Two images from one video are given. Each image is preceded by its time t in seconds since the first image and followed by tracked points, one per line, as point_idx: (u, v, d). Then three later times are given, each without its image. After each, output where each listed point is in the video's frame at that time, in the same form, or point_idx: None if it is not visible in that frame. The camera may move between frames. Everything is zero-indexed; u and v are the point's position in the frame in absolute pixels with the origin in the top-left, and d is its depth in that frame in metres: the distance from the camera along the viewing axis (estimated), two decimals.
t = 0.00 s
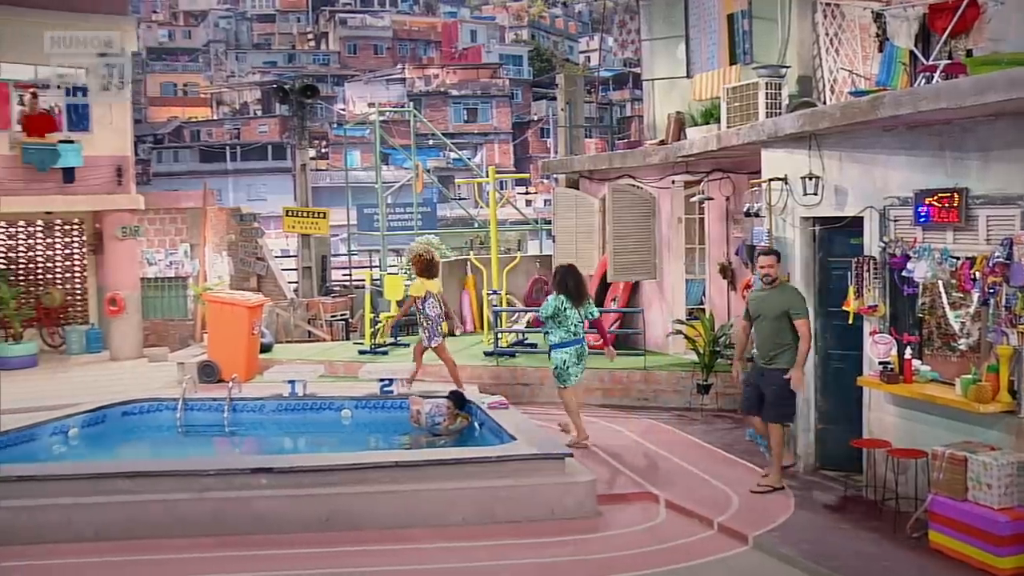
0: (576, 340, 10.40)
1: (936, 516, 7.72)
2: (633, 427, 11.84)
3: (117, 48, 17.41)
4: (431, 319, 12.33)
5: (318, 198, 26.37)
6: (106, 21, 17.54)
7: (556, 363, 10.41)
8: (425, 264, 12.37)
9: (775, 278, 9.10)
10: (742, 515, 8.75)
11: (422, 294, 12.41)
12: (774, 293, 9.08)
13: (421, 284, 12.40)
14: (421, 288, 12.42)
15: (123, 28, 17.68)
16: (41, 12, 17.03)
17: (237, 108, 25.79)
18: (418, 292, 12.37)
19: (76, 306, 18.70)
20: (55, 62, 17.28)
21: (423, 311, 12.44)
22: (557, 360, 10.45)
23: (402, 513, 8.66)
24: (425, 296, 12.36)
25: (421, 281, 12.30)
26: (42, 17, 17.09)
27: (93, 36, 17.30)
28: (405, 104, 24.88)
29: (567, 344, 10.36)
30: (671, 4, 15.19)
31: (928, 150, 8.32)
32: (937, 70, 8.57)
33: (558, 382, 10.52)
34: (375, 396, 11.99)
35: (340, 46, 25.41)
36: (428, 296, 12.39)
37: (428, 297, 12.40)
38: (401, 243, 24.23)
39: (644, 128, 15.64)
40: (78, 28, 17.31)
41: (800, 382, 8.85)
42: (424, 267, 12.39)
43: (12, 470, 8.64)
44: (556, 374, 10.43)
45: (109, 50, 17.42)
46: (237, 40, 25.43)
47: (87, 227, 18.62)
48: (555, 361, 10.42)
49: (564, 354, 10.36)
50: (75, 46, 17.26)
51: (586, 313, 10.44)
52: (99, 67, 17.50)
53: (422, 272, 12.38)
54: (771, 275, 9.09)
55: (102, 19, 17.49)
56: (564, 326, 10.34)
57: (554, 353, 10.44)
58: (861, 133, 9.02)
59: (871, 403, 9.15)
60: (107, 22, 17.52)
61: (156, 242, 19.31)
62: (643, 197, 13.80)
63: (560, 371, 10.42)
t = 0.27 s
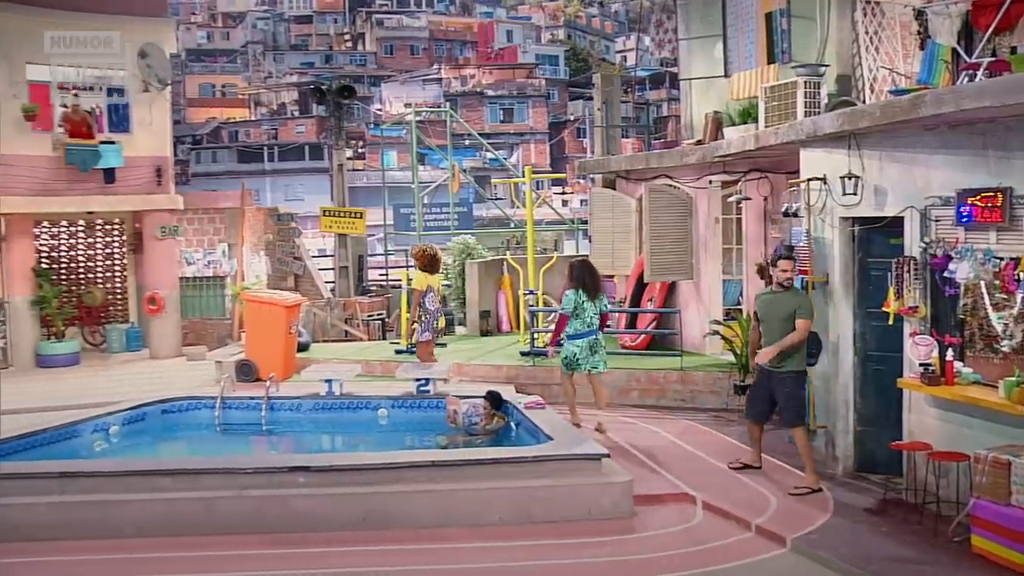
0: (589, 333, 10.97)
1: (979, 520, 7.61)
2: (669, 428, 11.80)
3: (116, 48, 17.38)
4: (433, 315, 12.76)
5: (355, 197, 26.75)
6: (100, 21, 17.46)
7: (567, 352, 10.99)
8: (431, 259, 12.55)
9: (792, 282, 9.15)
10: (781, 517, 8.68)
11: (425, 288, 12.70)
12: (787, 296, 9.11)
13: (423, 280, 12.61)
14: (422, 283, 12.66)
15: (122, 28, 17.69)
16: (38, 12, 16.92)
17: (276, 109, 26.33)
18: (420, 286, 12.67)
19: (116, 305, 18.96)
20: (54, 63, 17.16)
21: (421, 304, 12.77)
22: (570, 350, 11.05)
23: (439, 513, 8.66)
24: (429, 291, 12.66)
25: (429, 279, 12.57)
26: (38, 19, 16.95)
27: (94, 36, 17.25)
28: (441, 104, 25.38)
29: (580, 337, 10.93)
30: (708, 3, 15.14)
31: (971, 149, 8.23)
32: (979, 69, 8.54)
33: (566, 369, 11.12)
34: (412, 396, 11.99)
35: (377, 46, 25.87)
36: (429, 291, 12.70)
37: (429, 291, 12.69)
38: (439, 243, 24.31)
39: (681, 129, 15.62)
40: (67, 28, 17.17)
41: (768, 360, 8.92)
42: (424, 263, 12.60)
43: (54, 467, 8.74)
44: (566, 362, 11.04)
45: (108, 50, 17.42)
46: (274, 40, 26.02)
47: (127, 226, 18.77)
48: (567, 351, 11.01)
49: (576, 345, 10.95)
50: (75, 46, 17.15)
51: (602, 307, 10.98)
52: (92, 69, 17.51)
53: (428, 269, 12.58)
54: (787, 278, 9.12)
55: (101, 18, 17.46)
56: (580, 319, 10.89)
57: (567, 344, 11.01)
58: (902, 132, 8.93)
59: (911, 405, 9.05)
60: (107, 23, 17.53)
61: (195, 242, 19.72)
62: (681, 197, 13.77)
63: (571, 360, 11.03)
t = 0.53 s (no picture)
0: (601, 332, 11.44)
1: None
2: (707, 429, 11.73)
3: (115, 48, 16.90)
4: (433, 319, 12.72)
5: (395, 198, 29.12)
6: (98, 23, 17.31)
7: (580, 352, 11.46)
8: (435, 264, 12.73)
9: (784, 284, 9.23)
10: (822, 519, 8.60)
11: (429, 291, 12.72)
12: (784, 299, 9.18)
13: (428, 284, 12.64)
14: (426, 288, 12.68)
15: (129, 29, 17.61)
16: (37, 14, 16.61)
17: (315, 109, 28.36)
18: (425, 289, 12.66)
19: (157, 304, 19.16)
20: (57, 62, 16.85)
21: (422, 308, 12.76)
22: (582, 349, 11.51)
23: (478, 512, 8.66)
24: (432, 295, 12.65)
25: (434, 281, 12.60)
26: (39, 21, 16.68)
27: (92, 36, 16.84)
28: (480, 104, 26.85)
29: (592, 337, 11.39)
30: (748, 2, 14.95)
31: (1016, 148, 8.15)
32: None
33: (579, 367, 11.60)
34: (451, 395, 11.99)
35: (415, 47, 27.21)
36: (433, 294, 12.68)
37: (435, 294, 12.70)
38: (477, 243, 24.29)
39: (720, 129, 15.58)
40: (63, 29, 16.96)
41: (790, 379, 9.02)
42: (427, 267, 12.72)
43: (97, 463, 8.84)
44: (578, 360, 11.51)
45: (107, 51, 16.93)
46: (314, 41, 27.70)
47: (169, 226, 19.10)
48: (579, 350, 11.48)
49: (588, 345, 11.43)
50: (75, 46, 16.80)
51: (612, 307, 11.38)
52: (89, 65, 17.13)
53: (431, 272, 12.65)
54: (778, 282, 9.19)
55: (102, 20, 17.33)
56: (592, 320, 11.32)
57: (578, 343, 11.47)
58: (946, 131, 8.82)
59: (954, 408, 8.93)
60: (107, 24, 17.39)
61: (235, 242, 19.73)
62: (720, 197, 13.75)
63: (584, 359, 11.52)
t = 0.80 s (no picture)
0: (620, 324, 12.28)
1: None
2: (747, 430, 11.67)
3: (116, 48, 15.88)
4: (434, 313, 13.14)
5: (433, 197, 29.84)
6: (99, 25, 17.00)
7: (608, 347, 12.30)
8: (435, 259, 12.98)
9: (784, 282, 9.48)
10: (865, 522, 8.51)
11: (431, 287, 13.05)
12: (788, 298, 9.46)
13: (430, 280, 13.00)
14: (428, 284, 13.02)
15: (144, 29, 17.62)
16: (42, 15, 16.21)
17: (354, 109, 29.04)
18: (426, 286, 13.01)
19: (198, 304, 19.34)
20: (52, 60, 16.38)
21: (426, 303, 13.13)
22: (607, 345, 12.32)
23: (517, 513, 8.65)
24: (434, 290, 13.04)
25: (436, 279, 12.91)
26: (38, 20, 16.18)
27: (93, 36, 15.88)
28: (519, 103, 28.03)
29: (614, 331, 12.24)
30: (791, 1, 14.73)
31: None
32: None
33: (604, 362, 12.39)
34: (490, 395, 12.00)
35: (455, 47, 28.50)
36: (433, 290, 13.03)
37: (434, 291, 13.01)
38: (515, 243, 24.27)
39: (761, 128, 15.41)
40: (65, 28, 16.54)
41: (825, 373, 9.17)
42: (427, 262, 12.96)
43: (141, 460, 8.93)
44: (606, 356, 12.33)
45: (107, 51, 15.92)
46: (354, 41, 29.12)
47: (210, 226, 19.22)
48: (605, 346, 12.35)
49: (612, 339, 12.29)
50: (76, 46, 15.94)
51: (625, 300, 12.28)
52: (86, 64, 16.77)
53: (432, 269, 12.94)
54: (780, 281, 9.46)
55: (103, 19, 17.02)
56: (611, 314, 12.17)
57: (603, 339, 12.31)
58: (992, 129, 8.69)
59: (1001, 410, 8.79)
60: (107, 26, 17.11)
61: (275, 241, 19.91)
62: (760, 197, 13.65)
63: (612, 354, 12.35)
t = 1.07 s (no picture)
0: (630, 310, 11.97)
1: None
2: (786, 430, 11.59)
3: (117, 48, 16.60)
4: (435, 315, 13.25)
5: (471, 197, 29.97)
6: (100, 23, 16.58)
7: (615, 331, 11.99)
8: (434, 262, 13.15)
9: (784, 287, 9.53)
10: (906, 526, 8.41)
11: (430, 291, 13.20)
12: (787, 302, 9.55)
13: (431, 283, 13.14)
14: (428, 287, 13.19)
15: (180, 30, 17.69)
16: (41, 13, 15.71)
17: (393, 110, 29.42)
18: (427, 289, 13.14)
19: (238, 302, 19.58)
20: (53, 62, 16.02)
21: (426, 306, 13.23)
22: (615, 330, 12.01)
23: (555, 512, 8.64)
24: (435, 293, 13.19)
25: (437, 281, 13.07)
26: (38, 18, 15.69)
27: (93, 36, 16.35)
28: (557, 103, 28.09)
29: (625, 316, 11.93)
30: None
31: None
32: None
33: (610, 349, 12.05)
34: (528, 395, 12.02)
35: (493, 47, 28.75)
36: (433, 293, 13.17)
37: (434, 294, 13.15)
38: (553, 243, 24.23)
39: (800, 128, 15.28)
40: (65, 25, 16.06)
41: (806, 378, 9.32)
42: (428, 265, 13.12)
43: (181, 458, 9.02)
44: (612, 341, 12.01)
45: (107, 50, 16.61)
46: (393, 42, 29.57)
47: (249, 226, 19.42)
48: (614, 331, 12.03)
49: (621, 324, 11.96)
50: (75, 45, 16.14)
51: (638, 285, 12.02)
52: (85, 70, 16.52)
53: (433, 271, 13.10)
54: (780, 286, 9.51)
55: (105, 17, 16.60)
56: (623, 298, 11.88)
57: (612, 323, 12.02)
58: None
59: None
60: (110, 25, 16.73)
61: (314, 241, 20.00)
62: (800, 197, 13.58)
63: (617, 339, 12.02)
